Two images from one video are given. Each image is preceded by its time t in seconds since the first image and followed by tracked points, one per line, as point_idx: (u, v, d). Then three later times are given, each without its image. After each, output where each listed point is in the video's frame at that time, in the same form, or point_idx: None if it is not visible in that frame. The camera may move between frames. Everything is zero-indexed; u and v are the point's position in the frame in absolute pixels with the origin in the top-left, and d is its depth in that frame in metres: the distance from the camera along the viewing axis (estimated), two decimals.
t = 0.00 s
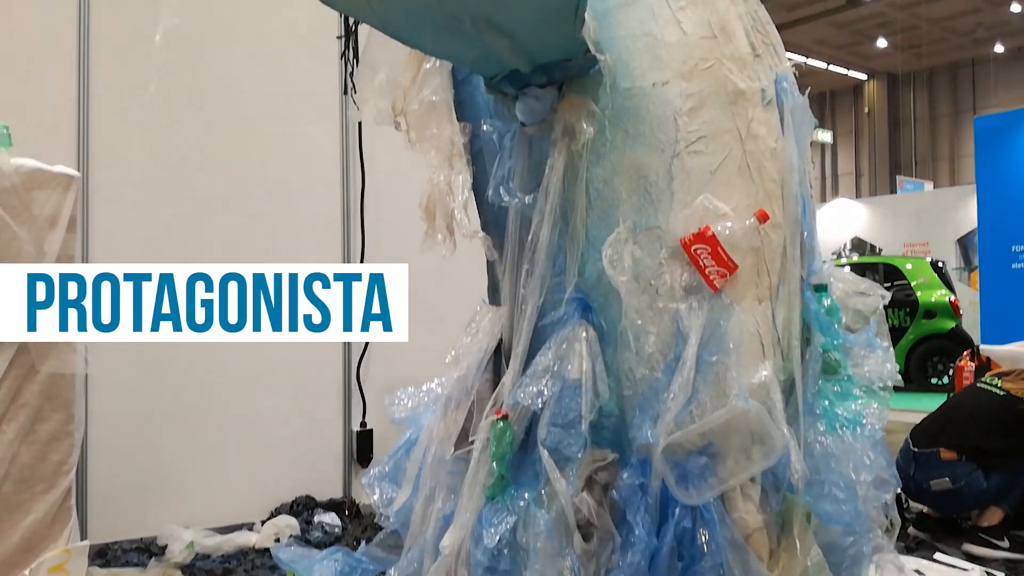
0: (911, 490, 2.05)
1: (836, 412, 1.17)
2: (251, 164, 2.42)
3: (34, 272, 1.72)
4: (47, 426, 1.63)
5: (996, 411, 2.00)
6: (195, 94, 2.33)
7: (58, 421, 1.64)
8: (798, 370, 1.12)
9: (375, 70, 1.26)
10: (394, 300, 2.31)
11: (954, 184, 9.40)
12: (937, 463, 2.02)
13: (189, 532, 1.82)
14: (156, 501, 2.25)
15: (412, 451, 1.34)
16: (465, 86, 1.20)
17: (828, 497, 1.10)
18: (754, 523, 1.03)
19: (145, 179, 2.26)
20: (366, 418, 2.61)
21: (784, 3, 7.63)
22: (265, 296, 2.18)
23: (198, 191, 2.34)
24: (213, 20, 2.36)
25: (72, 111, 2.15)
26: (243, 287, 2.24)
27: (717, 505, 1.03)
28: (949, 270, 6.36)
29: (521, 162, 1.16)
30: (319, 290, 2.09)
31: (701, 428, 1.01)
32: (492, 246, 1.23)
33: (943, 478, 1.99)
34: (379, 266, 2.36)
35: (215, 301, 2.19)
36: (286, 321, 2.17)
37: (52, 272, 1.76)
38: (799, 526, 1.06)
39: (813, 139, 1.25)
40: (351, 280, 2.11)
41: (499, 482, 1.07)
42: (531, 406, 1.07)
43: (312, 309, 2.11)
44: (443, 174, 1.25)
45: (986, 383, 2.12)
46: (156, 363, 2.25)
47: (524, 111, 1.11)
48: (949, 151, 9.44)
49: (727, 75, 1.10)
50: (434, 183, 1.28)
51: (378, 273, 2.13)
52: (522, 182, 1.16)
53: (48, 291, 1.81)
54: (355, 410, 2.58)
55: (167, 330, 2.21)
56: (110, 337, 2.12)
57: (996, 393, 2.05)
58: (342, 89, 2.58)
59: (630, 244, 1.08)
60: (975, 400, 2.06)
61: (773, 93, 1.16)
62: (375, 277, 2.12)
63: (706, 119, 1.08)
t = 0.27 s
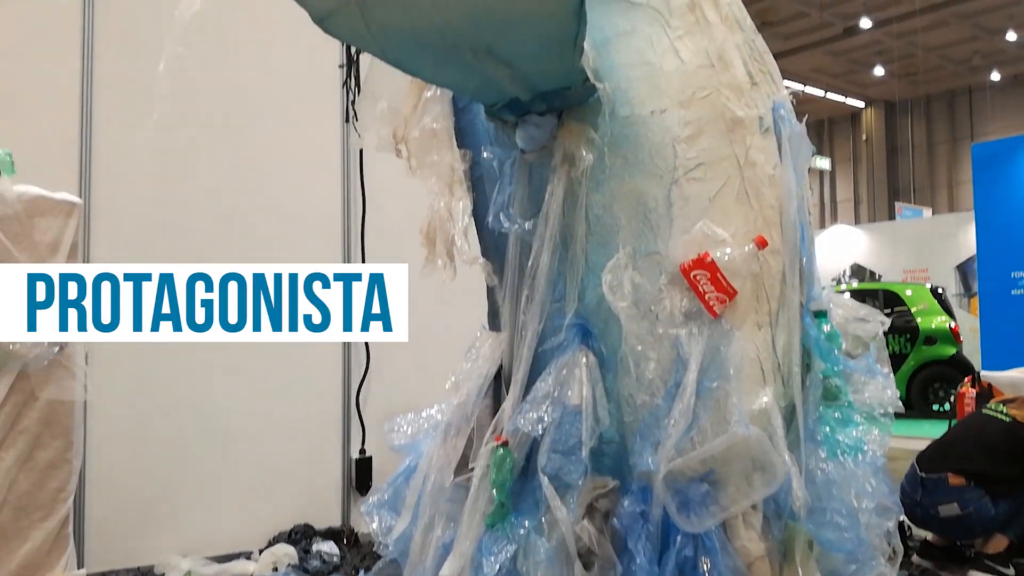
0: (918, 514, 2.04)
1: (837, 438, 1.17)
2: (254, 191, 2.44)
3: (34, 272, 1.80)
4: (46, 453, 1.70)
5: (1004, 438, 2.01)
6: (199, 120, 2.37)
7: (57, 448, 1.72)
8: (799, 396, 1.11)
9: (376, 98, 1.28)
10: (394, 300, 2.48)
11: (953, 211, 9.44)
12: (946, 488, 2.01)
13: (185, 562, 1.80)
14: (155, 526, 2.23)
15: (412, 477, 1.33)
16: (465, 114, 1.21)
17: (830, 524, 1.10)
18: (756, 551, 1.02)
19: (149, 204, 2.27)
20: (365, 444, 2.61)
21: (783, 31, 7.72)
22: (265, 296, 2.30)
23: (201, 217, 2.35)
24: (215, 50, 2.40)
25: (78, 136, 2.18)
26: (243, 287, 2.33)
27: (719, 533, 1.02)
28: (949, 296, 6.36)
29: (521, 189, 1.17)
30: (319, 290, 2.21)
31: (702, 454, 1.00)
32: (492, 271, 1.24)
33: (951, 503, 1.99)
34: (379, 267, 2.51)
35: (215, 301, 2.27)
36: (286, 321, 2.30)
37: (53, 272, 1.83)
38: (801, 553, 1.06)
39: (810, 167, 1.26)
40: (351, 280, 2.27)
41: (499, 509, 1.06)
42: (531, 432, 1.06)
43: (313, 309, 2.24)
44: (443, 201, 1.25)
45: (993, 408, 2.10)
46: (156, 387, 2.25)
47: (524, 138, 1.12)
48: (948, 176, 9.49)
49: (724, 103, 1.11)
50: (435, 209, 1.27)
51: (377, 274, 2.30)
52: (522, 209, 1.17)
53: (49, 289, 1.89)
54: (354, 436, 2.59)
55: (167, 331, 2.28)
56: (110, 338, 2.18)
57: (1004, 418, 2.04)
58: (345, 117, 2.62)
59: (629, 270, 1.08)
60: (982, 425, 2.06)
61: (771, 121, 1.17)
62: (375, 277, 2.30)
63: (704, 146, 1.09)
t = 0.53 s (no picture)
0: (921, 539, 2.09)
1: (839, 464, 1.16)
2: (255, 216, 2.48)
3: (33, 272, 1.81)
4: (45, 479, 1.71)
5: (1002, 464, 1.99)
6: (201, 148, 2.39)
7: (55, 474, 1.73)
8: (800, 422, 1.11)
9: (378, 125, 1.28)
10: (394, 300, 2.22)
11: (953, 237, 9.47)
12: (945, 515, 2.04)
13: None
14: (151, 554, 2.21)
15: (411, 504, 1.32)
16: (465, 141, 1.23)
17: (832, 551, 1.09)
18: None
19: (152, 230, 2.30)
20: (365, 470, 2.61)
21: (781, 59, 7.80)
22: (265, 296, 2.22)
23: (202, 239, 2.37)
24: (218, 77, 2.42)
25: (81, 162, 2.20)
26: (243, 287, 2.28)
27: (721, 561, 1.02)
28: (949, 321, 6.36)
29: (521, 215, 1.18)
30: (318, 292, 2.07)
31: (703, 481, 1.00)
32: (492, 296, 1.24)
33: (951, 530, 2.02)
34: (380, 266, 2.28)
35: (215, 301, 2.23)
36: (286, 321, 2.20)
37: (53, 272, 1.85)
38: None
39: (808, 192, 1.27)
40: (351, 280, 2.07)
41: (499, 536, 1.05)
42: (531, 458, 1.05)
43: (313, 309, 2.11)
44: (444, 227, 1.26)
45: (994, 435, 2.09)
46: (153, 414, 2.23)
47: (524, 164, 1.12)
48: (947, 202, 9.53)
49: (722, 130, 1.12)
50: (435, 236, 1.28)
51: (378, 272, 2.05)
52: (522, 234, 1.18)
53: (48, 289, 1.89)
54: (354, 463, 2.59)
55: (167, 330, 2.24)
56: (110, 338, 2.15)
57: (1004, 443, 2.03)
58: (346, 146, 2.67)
59: (629, 295, 1.08)
60: (981, 451, 2.05)
61: (769, 147, 1.18)
62: (375, 276, 2.05)
63: (703, 172, 1.10)
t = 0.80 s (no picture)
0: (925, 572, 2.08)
1: (840, 490, 1.16)
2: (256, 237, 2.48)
3: (33, 271, 1.85)
4: (43, 505, 1.74)
5: (1003, 493, 1.98)
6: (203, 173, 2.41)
7: (53, 501, 1.75)
8: (801, 448, 1.11)
9: (379, 151, 1.29)
10: (394, 301, 2.30)
11: (952, 262, 9.49)
12: (949, 546, 2.03)
13: None
14: None
15: (410, 532, 1.30)
16: (466, 167, 1.24)
17: None
18: None
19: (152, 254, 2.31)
20: (364, 497, 2.58)
21: (778, 87, 7.87)
22: (265, 295, 2.26)
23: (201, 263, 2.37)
24: (220, 104, 2.45)
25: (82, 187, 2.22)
26: (243, 287, 2.31)
27: None
28: (950, 347, 6.35)
29: (521, 241, 1.18)
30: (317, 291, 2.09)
31: (704, 507, 1.01)
32: (492, 321, 1.24)
33: (955, 560, 2.02)
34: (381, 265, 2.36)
35: (215, 301, 2.26)
36: (285, 321, 2.26)
37: (52, 271, 1.88)
38: None
39: (807, 218, 1.28)
40: (351, 280, 2.13)
41: (499, 564, 1.04)
42: (532, 484, 1.05)
43: (311, 309, 2.19)
44: (443, 252, 1.26)
45: (993, 462, 2.08)
46: (150, 439, 2.23)
47: (524, 190, 1.13)
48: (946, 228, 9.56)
49: (721, 157, 1.13)
50: (435, 261, 1.28)
51: (378, 273, 2.12)
52: (522, 259, 1.18)
53: (48, 289, 1.93)
54: (353, 489, 2.56)
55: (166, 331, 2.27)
56: (110, 338, 2.17)
57: (1005, 471, 2.01)
58: (348, 172, 2.69)
59: (629, 320, 1.08)
60: (982, 479, 2.04)
61: (767, 173, 1.19)
62: (375, 276, 2.11)
63: (702, 198, 1.10)
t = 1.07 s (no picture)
0: None
1: (842, 516, 1.15)
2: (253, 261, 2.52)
3: (33, 272, 1.86)
4: (40, 532, 1.78)
5: (1008, 520, 1.97)
6: (204, 200, 2.45)
7: (51, 526, 1.79)
8: (802, 473, 1.10)
9: (379, 177, 1.30)
10: (393, 301, 2.03)
11: (952, 288, 9.50)
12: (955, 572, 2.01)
13: None
14: None
15: (409, 558, 1.29)
16: (466, 193, 1.25)
17: None
18: None
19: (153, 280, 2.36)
20: (363, 524, 2.57)
21: (776, 113, 7.94)
22: (265, 295, 1.92)
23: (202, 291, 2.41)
24: (222, 133, 2.49)
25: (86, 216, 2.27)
26: (243, 287, 1.98)
27: None
28: (951, 373, 6.33)
29: (521, 266, 1.19)
30: (317, 292, 1.75)
31: (705, 534, 1.00)
32: (492, 346, 1.25)
33: None
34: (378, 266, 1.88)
35: (215, 301, 1.95)
36: (287, 322, 1.89)
37: (53, 271, 1.88)
38: None
39: (806, 244, 1.28)
40: (351, 280, 1.79)
41: None
42: (532, 510, 1.05)
43: (312, 310, 1.84)
44: (443, 277, 1.27)
45: (994, 487, 2.06)
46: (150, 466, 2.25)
47: (524, 216, 1.14)
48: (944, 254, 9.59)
49: (719, 183, 1.13)
50: (435, 287, 1.29)
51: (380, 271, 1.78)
52: (522, 284, 1.19)
53: (48, 289, 1.89)
54: (352, 515, 2.54)
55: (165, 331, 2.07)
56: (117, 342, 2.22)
57: (1008, 497, 2.00)
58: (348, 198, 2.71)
59: (629, 345, 1.08)
60: (985, 505, 2.03)
61: (766, 199, 1.20)
62: (376, 277, 1.77)
63: (701, 224, 1.11)
